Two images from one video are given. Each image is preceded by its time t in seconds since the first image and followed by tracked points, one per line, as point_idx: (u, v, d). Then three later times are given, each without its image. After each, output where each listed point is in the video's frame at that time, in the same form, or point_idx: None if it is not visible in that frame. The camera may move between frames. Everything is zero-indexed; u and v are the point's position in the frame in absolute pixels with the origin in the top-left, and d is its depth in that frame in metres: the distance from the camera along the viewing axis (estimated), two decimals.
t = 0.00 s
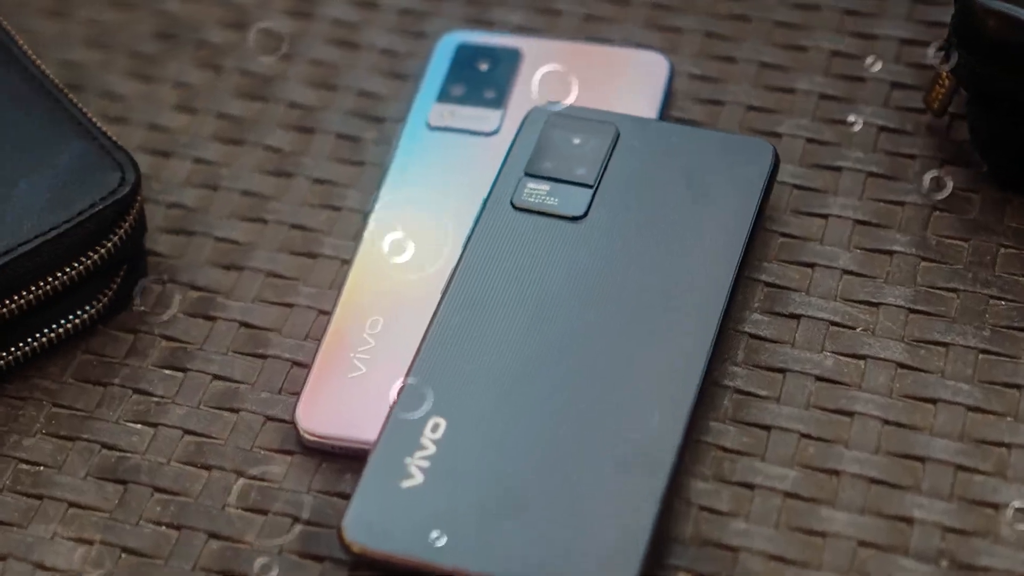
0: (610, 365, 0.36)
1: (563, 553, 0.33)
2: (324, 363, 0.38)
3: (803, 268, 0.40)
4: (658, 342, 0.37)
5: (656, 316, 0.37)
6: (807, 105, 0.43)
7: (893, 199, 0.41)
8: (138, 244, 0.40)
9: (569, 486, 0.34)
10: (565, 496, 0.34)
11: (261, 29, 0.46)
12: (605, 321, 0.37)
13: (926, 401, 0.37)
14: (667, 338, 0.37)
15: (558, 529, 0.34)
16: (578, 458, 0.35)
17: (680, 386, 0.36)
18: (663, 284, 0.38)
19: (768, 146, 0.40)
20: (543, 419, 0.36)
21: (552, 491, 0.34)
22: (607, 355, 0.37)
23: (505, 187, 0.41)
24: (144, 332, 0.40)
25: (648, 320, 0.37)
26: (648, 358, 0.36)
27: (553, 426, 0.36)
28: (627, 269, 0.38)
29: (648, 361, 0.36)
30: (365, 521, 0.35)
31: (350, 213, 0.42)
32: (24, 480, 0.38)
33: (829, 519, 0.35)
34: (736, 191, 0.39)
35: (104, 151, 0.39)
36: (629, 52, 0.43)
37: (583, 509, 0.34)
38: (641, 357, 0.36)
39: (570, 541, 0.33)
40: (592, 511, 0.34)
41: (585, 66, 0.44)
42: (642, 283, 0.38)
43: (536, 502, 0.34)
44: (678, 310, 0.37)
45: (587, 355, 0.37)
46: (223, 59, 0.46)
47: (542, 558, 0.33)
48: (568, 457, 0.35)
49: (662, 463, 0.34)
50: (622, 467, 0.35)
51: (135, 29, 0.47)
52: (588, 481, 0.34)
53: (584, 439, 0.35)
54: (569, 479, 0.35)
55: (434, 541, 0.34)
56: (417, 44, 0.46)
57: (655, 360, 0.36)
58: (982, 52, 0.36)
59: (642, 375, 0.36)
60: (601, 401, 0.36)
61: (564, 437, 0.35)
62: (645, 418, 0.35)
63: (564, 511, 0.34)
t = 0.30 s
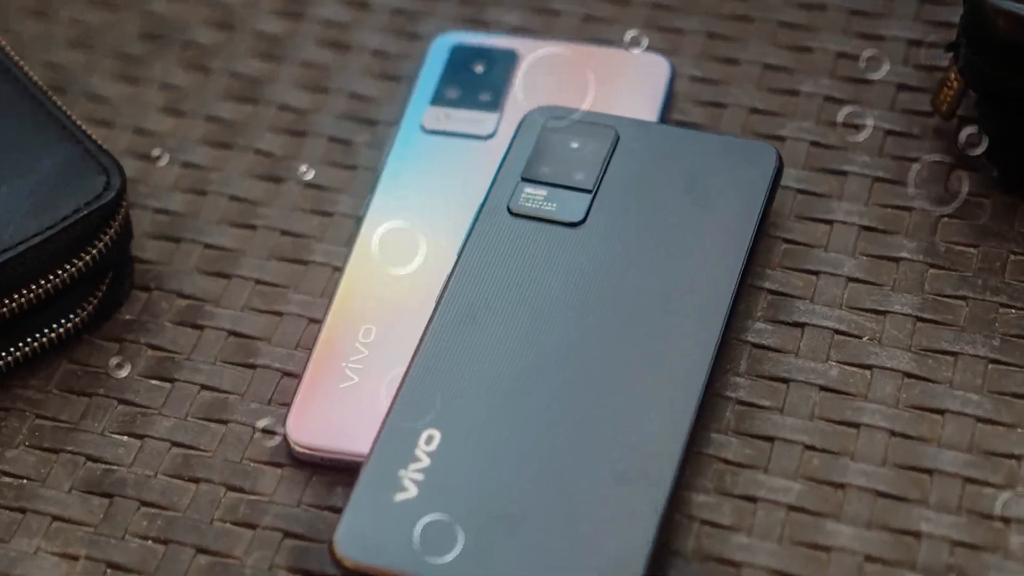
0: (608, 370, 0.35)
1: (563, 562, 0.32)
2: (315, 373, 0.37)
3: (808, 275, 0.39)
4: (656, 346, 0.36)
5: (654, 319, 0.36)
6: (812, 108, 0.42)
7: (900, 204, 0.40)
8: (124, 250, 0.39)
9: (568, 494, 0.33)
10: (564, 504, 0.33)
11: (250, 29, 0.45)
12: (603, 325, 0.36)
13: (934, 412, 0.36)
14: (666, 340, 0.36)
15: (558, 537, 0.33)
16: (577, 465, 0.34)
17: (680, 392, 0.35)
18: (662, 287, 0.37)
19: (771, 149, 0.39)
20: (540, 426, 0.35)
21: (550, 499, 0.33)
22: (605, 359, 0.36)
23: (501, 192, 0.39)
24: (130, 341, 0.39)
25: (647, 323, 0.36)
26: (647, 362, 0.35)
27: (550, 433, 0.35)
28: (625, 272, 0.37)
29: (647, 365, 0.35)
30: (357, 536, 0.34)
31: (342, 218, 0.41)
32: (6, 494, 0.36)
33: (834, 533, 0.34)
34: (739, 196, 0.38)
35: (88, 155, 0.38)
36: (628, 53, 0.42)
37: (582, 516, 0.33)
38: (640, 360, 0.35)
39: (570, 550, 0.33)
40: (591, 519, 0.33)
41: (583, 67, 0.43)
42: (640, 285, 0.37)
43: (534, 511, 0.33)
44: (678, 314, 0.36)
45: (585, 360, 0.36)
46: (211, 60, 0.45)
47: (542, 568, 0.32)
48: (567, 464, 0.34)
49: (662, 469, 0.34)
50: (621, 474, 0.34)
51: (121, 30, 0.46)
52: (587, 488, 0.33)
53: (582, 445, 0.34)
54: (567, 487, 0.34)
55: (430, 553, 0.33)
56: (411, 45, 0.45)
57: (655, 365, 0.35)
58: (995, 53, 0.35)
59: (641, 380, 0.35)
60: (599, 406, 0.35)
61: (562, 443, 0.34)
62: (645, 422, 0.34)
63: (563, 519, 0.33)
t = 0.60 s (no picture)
0: (607, 373, 0.35)
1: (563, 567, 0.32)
2: (306, 383, 0.36)
3: (812, 282, 0.38)
4: (656, 350, 0.35)
5: (654, 322, 0.35)
6: (817, 110, 0.41)
7: (907, 209, 0.38)
8: (111, 257, 0.38)
9: (567, 496, 0.33)
10: (563, 505, 0.33)
11: (240, 30, 0.44)
12: (602, 328, 0.35)
13: (942, 423, 0.35)
14: (666, 343, 0.35)
15: (558, 541, 0.32)
16: (576, 469, 0.33)
17: (682, 399, 0.34)
18: (662, 291, 0.36)
19: (775, 153, 0.38)
20: (538, 431, 0.34)
21: (549, 503, 0.33)
22: (604, 362, 0.35)
23: (497, 196, 0.39)
24: (117, 350, 0.38)
25: (647, 327, 0.35)
26: (648, 367, 0.35)
27: (549, 438, 0.34)
28: (625, 275, 0.36)
29: (647, 370, 0.35)
30: (351, 551, 0.33)
31: (334, 224, 0.40)
32: None
33: (840, 547, 0.33)
34: (742, 201, 0.37)
35: (73, 159, 0.37)
36: (627, 54, 0.41)
37: (582, 520, 0.32)
38: (639, 363, 0.35)
39: (570, 553, 0.32)
40: (591, 521, 0.32)
41: (581, 69, 0.42)
42: (639, 289, 0.36)
43: (532, 514, 0.33)
44: (679, 319, 0.35)
45: (584, 363, 0.35)
46: (200, 62, 0.44)
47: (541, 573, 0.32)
48: (566, 466, 0.33)
49: (663, 474, 0.33)
50: (621, 479, 0.33)
51: (107, 30, 0.45)
52: (587, 491, 0.33)
53: (582, 447, 0.34)
54: (567, 488, 0.33)
55: (426, 561, 0.32)
56: (405, 46, 0.44)
57: (655, 371, 0.35)
58: (1004, 53, 0.34)
59: (642, 386, 0.34)
60: (598, 408, 0.34)
61: (561, 448, 0.34)
62: (645, 426, 0.34)
63: (563, 520, 0.32)
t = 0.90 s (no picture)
0: (607, 376, 0.34)
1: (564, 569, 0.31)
2: (296, 393, 0.35)
3: (817, 290, 0.37)
4: (656, 353, 0.34)
5: (654, 324, 0.35)
6: (822, 112, 0.40)
7: (914, 215, 0.37)
8: (96, 263, 0.37)
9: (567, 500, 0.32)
10: (563, 511, 0.32)
11: (230, 31, 0.43)
12: (601, 331, 0.35)
13: (950, 434, 0.34)
14: (667, 345, 0.34)
15: (559, 548, 0.31)
16: (577, 473, 0.32)
17: (683, 408, 0.33)
18: (663, 293, 0.35)
19: (779, 157, 0.37)
20: (537, 435, 0.33)
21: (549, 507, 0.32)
22: (604, 365, 0.34)
23: (494, 200, 0.38)
24: (102, 359, 0.37)
25: (648, 330, 0.34)
26: (649, 371, 0.34)
27: (549, 443, 0.33)
28: (625, 278, 0.35)
29: (649, 372, 0.34)
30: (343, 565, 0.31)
31: (326, 230, 0.39)
32: None
33: (845, 562, 0.32)
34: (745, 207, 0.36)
35: (58, 162, 0.36)
36: (626, 56, 0.41)
37: (583, 523, 0.32)
38: (640, 366, 0.34)
39: (570, 554, 0.31)
40: (591, 524, 0.32)
41: (579, 71, 0.41)
42: (640, 291, 0.35)
43: (532, 519, 0.32)
44: (680, 324, 0.34)
45: (582, 366, 0.34)
46: (189, 64, 0.43)
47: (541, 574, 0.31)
48: (566, 466, 0.33)
49: (665, 480, 0.32)
50: (622, 482, 0.32)
51: (93, 31, 0.44)
52: (588, 494, 0.32)
53: (582, 446, 0.33)
54: (567, 488, 0.32)
55: (423, 569, 0.31)
56: (399, 47, 0.43)
57: (656, 376, 0.34)
58: (1012, 53, 0.33)
59: (643, 391, 0.33)
60: (597, 408, 0.33)
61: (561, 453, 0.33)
62: (647, 432, 0.33)
63: (563, 525, 0.32)
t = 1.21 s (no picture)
0: (606, 382, 0.33)
1: None
2: (287, 405, 0.34)
3: (822, 298, 0.36)
4: (657, 359, 0.33)
5: (655, 330, 0.34)
6: (828, 115, 0.39)
7: (921, 220, 0.36)
8: (80, 271, 0.36)
9: (566, 505, 0.31)
10: (563, 518, 0.31)
11: (219, 32, 0.42)
12: (601, 335, 0.34)
13: (959, 446, 0.33)
14: (667, 351, 0.33)
15: (558, 554, 0.30)
16: (576, 479, 0.32)
17: (684, 417, 0.32)
18: (664, 298, 0.34)
19: (784, 161, 0.36)
20: (536, 441, 0.32)
21: (548, 515, 0.31)
22: (603, 371, 0.33)
23: (490, 205, 0.37)
24: (87, 369, 0.36)
25: (647, 333, 0.34)
26: (649, 375, 0.33)
27: (549, 449, 0.32)
28: (625, 282, 0.34)
29: (649, 376, 0.33)
30: None
31: (317, 237, 0.38)
32: None
33: None
34: (748, 212, 0.35)
35: (41, 168, 0.35)
36: (625, 57, 0.40)
37: (583, 527, 0.31)
38: (640, 371, 0.33)
39: (570, 558, 0.30)
40: (591, 532, 0.31)
41: (577, 73, 0.40)
42: (640, 295, 0.34)
43: (531, 525, 0.31)
44: (681, 329, 0.33)
45: (581, 372, 0.33)
46: (176, 66, 0.42)
47: None
48: (566, 466, 0.32)
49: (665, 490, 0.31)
50: (622, 486, 0.31)
51: (78, 31, 0.43)
52: (588, 499, 0.31)
53: (582, 447, 0.32)
54: (566, 496, 0.31)
55: None
56: (393, 48, 0.42)
57: (656, 382, 0.33)
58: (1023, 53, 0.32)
59: (643, 396, 0.33)
60: (596, 413, 0.32)
61: (561, 461, 0.32)
62: (647, 437, 0.32)
63: (562, 531, 0.31)
